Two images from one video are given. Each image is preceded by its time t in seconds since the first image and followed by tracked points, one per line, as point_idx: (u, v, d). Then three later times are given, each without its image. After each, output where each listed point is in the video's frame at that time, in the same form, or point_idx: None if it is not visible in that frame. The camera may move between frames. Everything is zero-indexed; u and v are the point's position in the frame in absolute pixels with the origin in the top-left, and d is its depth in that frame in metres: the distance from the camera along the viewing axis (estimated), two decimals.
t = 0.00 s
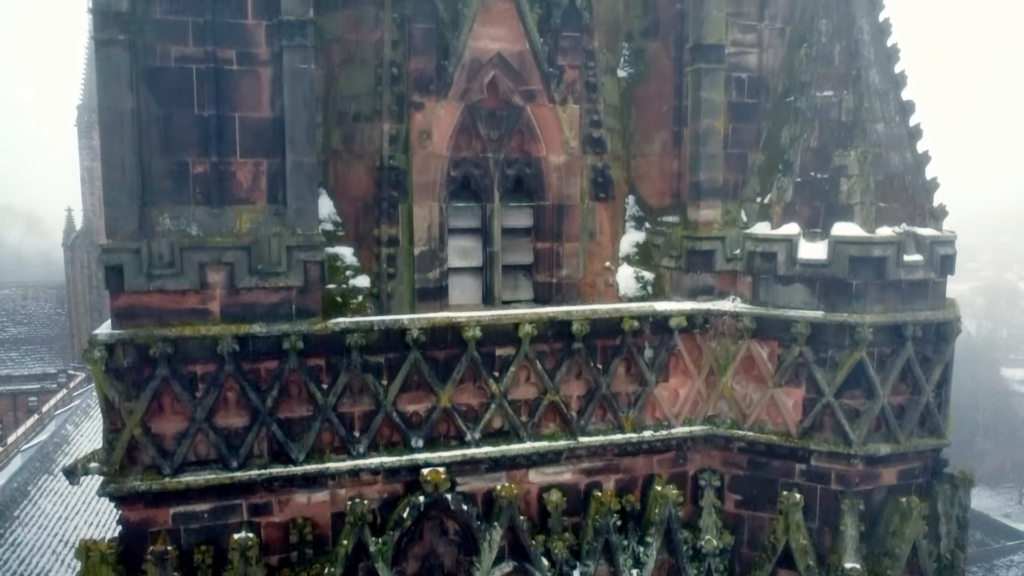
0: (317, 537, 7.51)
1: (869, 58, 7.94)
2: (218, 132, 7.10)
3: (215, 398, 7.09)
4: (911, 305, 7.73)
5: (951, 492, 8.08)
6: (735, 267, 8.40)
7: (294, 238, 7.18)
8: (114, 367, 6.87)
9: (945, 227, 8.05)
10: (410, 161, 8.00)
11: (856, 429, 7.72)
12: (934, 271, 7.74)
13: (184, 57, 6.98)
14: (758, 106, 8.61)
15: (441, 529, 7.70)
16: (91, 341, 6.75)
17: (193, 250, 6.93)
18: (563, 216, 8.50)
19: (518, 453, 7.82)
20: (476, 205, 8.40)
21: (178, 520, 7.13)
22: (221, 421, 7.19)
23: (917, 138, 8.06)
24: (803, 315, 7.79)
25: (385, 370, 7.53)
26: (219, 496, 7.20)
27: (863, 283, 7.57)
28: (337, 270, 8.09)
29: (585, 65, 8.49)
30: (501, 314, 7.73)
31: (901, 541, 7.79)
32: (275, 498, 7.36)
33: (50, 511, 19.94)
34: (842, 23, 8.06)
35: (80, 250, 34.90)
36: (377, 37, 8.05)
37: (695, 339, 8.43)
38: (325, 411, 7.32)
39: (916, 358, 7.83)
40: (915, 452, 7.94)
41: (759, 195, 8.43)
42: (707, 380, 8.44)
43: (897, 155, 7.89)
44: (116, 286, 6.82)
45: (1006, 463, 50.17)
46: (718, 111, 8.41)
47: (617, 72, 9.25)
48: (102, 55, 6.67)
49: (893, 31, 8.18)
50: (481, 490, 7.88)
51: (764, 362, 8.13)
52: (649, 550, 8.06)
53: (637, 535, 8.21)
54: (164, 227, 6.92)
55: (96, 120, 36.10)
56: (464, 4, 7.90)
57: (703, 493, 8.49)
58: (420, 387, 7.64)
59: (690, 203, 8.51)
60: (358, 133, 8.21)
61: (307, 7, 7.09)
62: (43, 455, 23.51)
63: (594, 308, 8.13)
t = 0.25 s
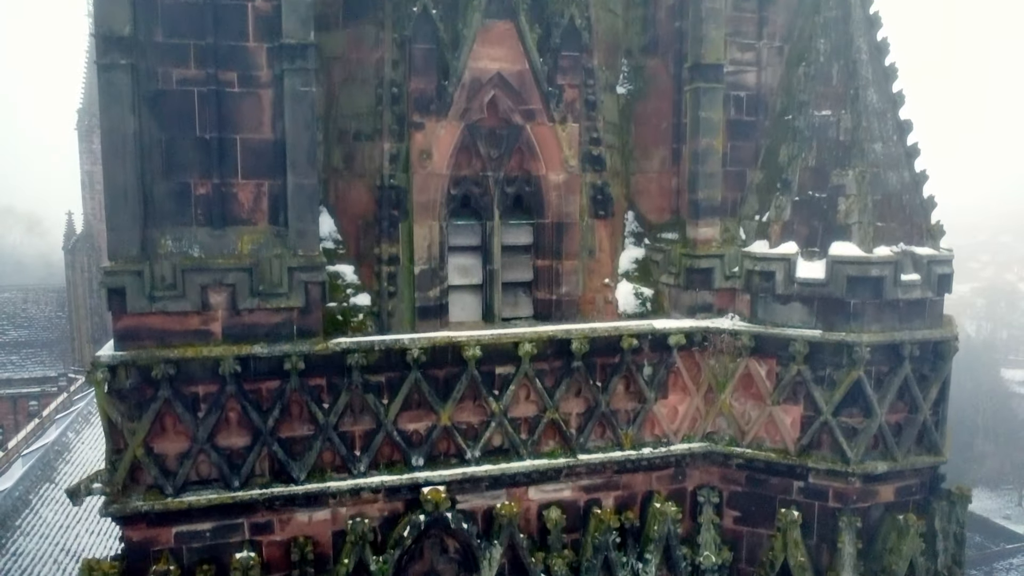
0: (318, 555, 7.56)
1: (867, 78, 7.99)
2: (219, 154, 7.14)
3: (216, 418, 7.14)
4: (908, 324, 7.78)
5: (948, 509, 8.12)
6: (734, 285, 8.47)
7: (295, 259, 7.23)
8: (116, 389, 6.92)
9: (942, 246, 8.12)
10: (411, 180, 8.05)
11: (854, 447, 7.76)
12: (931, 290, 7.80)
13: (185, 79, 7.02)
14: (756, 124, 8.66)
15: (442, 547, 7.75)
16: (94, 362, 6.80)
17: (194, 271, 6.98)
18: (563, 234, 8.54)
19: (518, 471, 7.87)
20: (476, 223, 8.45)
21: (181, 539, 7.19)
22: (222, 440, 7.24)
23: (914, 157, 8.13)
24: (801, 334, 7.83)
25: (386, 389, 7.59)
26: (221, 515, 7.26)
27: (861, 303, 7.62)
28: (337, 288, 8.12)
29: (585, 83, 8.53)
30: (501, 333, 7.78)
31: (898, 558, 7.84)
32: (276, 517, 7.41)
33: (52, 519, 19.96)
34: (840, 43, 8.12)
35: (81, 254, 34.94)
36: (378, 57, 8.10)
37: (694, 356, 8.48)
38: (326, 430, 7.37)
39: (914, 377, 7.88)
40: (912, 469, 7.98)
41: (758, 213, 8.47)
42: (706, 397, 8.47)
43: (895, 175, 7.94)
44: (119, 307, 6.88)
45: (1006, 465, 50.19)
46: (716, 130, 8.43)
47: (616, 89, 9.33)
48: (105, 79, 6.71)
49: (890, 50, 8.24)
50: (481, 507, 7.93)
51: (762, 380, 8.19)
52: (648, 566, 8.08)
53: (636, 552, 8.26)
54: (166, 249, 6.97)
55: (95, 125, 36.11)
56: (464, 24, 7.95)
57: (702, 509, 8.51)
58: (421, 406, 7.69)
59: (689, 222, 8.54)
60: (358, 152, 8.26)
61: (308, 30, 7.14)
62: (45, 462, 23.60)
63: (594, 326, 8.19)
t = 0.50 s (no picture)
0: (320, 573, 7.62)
1: (865, 97, 8.04)
2: (221, 175, 7.20)
3: (218, 438, 7.20)
4: (905, 342, 7.83)
5: (946, 525, 8.16)
6: (732, 302, 8.52)
7: (296, 279, 7.28)
8: (119, 409, 6.97)
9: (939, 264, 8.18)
10: (411, 199, 8.10)
11: (851, 465, 7.81)
12: (928, 309, 7.85)
13: (187, 102, 7.07)
14: (754, 141, 8.71)
15: (442, 563, 7.77)
16: (97, 383, 6.86)
17: (196, 292, 7.03)
18: (562, 252, 8.59)
19: (518, 488, 7.93)
20: (477, 240, 8.50)
21: (183, 558, 7.25)
22: (224, 459, 7.29)
23: (912, 176, 8.17)
24: (798, 352, 7.89)
25: (387, 408, 7.64)
26: (223, 533, 7.31)
27: (858, 322, 7.67)
28: (338, 305, 8.18)
29: (584, 101, 8.58)
30: (501, 352, 7.84)
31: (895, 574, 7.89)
32: (278, 535, 7.47)
33: (53, 528, 19.96)
34: (838, 62, 8.17)
35: (82, 258, 34.92)
36: (378, 76, 8.15)
37: (692, 373, 8.54)
38: (327, 449, 7.43)
39: (911, 394, 7.93)
40: (909, 486, 8.03)
41: (756, 231, 8.52)
42: (705, 414, 8.54)
43: (892, 194, 7.99)
44: (121, 329, 6.93)
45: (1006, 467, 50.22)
46: (714, 148, 8.47)
47: (615, 105, 9.38)
48: (107, 102, 6.76)
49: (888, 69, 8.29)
50: (480, 524, 7.99)
51: (760, 397, 8.25)
52: None
53: (635, 567, 8.31)
54: (168, 270, 7.02)
55: (96, 129, 36.16)
56: (464, 44, 8.00)
57: (700, 525, 8.56)
58: (421, 424, 7.75)
59: (688, 239, 8.58)
60: (359, 170, 8.31)
61: (309, 52, 7.19)
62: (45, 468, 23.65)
63: (593, 344, 8.25)
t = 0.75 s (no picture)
0: None
1: (862, 114, 8.08)
2: (222, 195, 7.25)
3: (219, 455, 7.25)
4: (902, 358, 7.88)
5: (942, 539, 8.20)
6: (729, 317, 8.56)
7: (296, 297, 7.33)
8: (120, 427, 7.02)
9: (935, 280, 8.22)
10: (410, 216, 8.14)
11: (848, 480, 7.86)
12: (924, 325, 7.90)
13: (188, 121, 7.12)
14: (752, 157, 8.76)
15: None
16: (98, 402, 6.90)
17: (197, 311, 7.08)
18: (561, 267, 8.63)
19: (517, 503, 7.98)
20: (475, 256, 8.56)
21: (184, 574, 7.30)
22: (225, 476, 7.34)
23: (908, 193, 8.21)
24: (796, 369, 7.93)
25: (386, 424, 7.69)
26: (224, 549, 7.36)
27: (855, 338, 7.72)
28: (338, 321, 8.25)
29: (582, 117, 8.62)
30: (500, 368, 7.89)
31: None
32: (278, 551, 7.52)
33: (52, 535, 19.95)
34: (836, 78, 8.20)
35: (82, 261, 34.77)
36: (378, 93, 8.20)
37: (690, 388, 8.59)
38: (327, 466, 7.48)
39: (907, 410, 7.98)
40: (906, 501, 8.07)
41: (754, 246, 8.56)
42: (702, 429, 8.59)
43: (889, 211, 8.03)
44: (122, 348, 6.97)
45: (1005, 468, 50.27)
46: (712, 165, 8.51)
47: (614, 120, 9.42)
48: (108, 123, 6.80)
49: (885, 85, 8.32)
50: (479, 539, 8.05)
51: (758, 413, 8.30)
52: None
53: None
54: (169, 289, 7.08)
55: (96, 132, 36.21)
56: (463, 62, 8.04)
57: (698, 538, 8.62)
58: (420, 440, 7.80)
59: (686, 255, 8.62)
60: (358, 187, 8.37)
61: (309, 72, 7.24)
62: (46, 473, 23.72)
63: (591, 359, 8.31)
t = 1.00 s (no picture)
0: None
1: (859, 131, 8.12)
2: (222, 214, 7.30)
3: (219, 472, 7.30)
4: (898, 375, 7.94)
5: (938, 554, 8.24)
6: (727, 332, 8.61)
7: (296, 315, 7.39)
8: (121, 445, 7.07)
9: (932, 296, 8.27)
10: (410, 233, 8.19)
11: (844, 495, 7.91)
12: (920, 341, 7.97)
13: (188, 141, 7.17)
14: (749, 173, 8.81)
15: None
16: (100, 420, 6.96)
17: (198, 330, 7.13)
18: (559, 282, 8.68)
19: (515, 518, 8.03)
20: (474, 272, 8.61)
21: None
22: (225, 493, 7.39)
23: (905, 209, 8.26)
24: (792, 385, 7.99)
25: (385, 441, 7.74)
26: (224, 565, 7.40)
27: (851, 355, 7.78)
28: (338, 336, 8.30)
29: (580, 133, 8.68)
30: (498, 385, 7.94)
31: None
32: (278, 567, 7.56)
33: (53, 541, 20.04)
34: (833, 96, 8.24)
35: (82, 265, 34.77)
36: (377, 110, 8.27)
37: (687, 403, 8.65)
38: (327, 482, 7.54)
39: (903, 426, 8.03)
40: (902, 516, 8.12)
41: (751, 262, 8.62)
42: (700, 443, 8.66)
43: (886, 228, 8.08)
44: (124, 366, 7.03)
45: (1005, 470, 50.30)
46: (710, 181, 8.55)
47: (612, 135, 9.51)
48: (109, 144, 6.85)
49: (882, 102, 8.36)
50: (478, 553, 8.09)
51: (755, 428, 8.33)
52: None
53: None
54: (170, 308, 7.13)
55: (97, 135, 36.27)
56: (462, 80, 8.09)
57: (695, 552, 8.69)
58: (419, 456, 7.85)
59: (683, 270, 8.66)
60: (358, 203, 8.43)
61: (309, 92, 7.29)
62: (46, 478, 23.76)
63: (589, 375, 8.37)
